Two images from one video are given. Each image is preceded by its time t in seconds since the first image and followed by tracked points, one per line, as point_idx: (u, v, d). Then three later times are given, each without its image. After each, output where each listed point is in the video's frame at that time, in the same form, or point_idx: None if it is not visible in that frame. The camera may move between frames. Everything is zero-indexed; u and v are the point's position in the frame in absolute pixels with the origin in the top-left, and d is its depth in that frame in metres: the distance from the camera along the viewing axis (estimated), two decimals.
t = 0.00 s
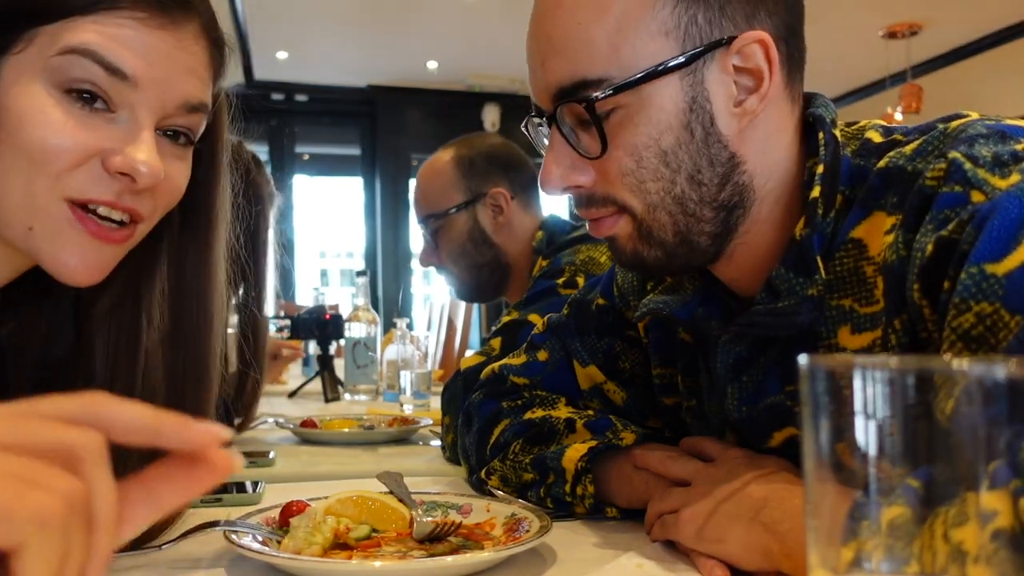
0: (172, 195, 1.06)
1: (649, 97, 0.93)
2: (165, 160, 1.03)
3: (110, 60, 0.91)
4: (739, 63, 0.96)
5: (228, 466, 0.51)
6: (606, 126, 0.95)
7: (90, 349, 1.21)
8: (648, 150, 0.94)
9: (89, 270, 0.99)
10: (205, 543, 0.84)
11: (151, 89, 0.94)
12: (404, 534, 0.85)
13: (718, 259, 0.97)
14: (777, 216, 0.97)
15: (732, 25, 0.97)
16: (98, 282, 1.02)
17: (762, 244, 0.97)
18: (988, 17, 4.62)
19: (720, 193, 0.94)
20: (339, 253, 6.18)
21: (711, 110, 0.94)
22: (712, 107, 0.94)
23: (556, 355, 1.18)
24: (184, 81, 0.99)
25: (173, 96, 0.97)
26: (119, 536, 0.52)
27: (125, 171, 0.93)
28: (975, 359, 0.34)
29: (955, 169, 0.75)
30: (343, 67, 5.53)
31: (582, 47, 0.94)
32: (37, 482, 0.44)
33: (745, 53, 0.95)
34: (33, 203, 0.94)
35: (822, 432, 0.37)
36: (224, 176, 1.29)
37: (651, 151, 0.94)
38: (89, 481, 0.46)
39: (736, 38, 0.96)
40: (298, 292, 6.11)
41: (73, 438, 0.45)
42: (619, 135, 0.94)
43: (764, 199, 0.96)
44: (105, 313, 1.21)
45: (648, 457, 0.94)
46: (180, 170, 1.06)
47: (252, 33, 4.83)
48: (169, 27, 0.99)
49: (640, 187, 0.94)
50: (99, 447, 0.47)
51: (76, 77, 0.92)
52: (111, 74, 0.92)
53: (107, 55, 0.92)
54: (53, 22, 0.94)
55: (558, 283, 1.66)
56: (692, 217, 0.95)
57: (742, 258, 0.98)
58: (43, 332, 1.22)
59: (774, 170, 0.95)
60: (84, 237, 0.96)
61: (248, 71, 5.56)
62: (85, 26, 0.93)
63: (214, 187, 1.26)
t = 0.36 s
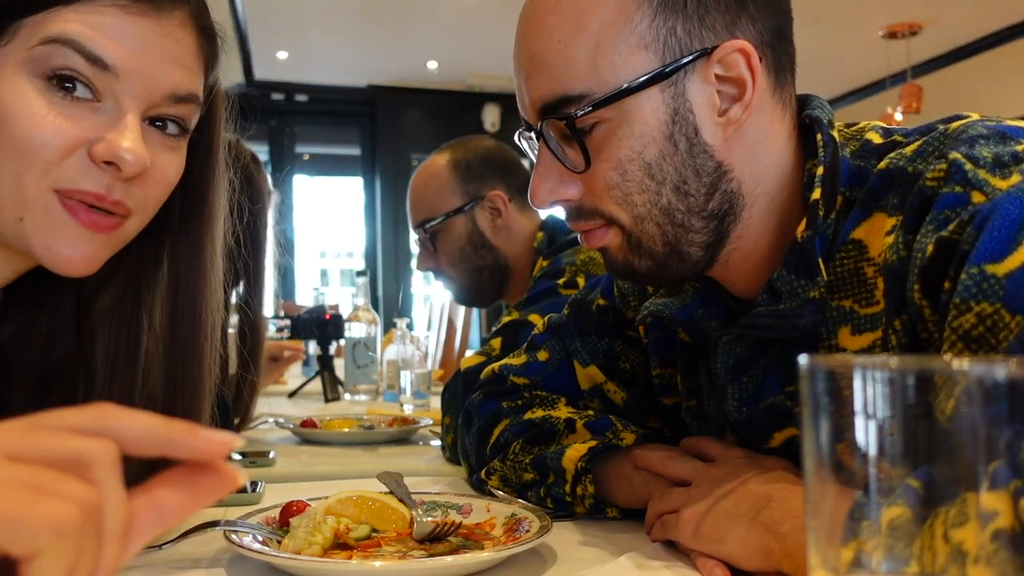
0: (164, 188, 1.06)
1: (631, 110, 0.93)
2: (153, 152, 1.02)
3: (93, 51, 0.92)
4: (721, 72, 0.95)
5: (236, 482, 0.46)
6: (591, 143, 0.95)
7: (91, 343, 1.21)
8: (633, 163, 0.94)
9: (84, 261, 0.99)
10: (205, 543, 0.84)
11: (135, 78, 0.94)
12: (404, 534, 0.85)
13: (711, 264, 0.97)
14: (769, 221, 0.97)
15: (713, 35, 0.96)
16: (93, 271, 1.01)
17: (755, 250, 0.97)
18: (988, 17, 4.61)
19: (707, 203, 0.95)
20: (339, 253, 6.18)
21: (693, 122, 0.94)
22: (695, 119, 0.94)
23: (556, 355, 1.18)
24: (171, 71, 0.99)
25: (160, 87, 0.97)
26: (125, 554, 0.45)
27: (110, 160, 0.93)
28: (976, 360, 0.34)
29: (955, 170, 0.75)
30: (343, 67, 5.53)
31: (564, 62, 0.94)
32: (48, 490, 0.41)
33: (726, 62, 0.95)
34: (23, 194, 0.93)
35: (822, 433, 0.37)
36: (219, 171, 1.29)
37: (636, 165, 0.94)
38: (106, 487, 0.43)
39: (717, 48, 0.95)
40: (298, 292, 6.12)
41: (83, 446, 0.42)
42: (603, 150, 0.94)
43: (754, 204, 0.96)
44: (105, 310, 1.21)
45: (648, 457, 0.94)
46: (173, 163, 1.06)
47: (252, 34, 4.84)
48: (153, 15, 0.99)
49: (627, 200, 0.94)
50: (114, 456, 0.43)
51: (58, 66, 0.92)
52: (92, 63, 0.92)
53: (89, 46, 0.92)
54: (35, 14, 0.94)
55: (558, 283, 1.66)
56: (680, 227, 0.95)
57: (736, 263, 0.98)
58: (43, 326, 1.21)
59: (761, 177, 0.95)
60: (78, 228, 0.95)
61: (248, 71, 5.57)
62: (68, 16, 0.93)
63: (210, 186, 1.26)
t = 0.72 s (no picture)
0: (160, 184, 1.05)
1: (617, 118, 0.94)
2: (147, 146, 1.00)
3: (84, 47, 0.91)
4: (707, 77, 0.95)
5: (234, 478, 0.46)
6: (578, 153, 0.96)
7: (89, 340, 1.20)
8: (624, 170, 0.94)
9: (75, 261, 0.98)
10: (204, 543, 0.84)
11: (128, 73, 0.94)
12: (405, 534, 0.86)
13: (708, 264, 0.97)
14: (766, 221, 0.96)
15: (698, 41, 0.96)
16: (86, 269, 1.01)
17: (753, 250, 0.97)
18: (987, 17, 4.61)
19: (699, 207, 0.95)
20: (339, 253, 6.18)
21: (679, 128, 0.94)
22: (681, 126, 0.94)
23: (556, 356, 1.18)
24: (165, 66, 0.98)
25: (155, 83, 0.97)
26: (125, 549, 0.45)
27: (103, 155, 0.93)
28: (976, 360, 0.34)
29: (955, 171, 0.76)
30: (343, 67, 5.53)
31: (551, 72, 0.95)
32: (52, 486, 0.42)
33: (713, 67, 0.95)
34: (17, 192, 0.94)
35: (822, 433, 0.37)
36: (217, 167, 1.29)
37: (623, 173, 0.94)
38: (106, 482, 0.43)
39: (702, 53, 0.95)
40: (298, 292, 6.12)
41: (83, 444, 0.42)
42: (591, 160, 0.95)
43: (749, 206, 0.96)
44: (104, 307, 1.20)
45: (649, 457, 0.94)
46: (170, 160, 1.05)
47: (252, 34, 4.84)
48: (147, 11, 0.97)
49: (619, 206, 0.95)
50: (116, 453, 0.43)
51: (50, 64, 0.91)
52: (84, 60, 0.91)
53: (81, 42, 0.91)
54: (24, 13, 0.93)
55: (558, 283, 1.66)
56: (673, 232, 0.95)
57: (735, 263, 0.98)
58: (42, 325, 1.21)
59: (755, 178, 0.95)
60: (67, 226, 0.96)
61: (247, 71, 5.57)
62: (58, 13, 0.92)
63: (207, 183, 1.26)
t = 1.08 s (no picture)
0: (162, 184, 1.06)
1: (615, 125, 0.94)
2: (148, 144, 1.00)
3: (85, 46, 0.91)
4: (704, 83, 0.95)
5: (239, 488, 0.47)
6: (578, 163, 0.97)
7: (89, 339, 1.20)
8: (624, 175, 0.94)
9: (82, 259, 0.98)
10: (205, 543, 0.84)
11: (129, 71, 0.94)
12: (405, 533, 0.86)
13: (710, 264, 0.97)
14: (767, 222, 0.96)
15: (693, 48, 0.96)
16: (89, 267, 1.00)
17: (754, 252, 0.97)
18: (987, 17, 4.61)
19: (698, 212, 0.95)
20: (339, 253, 6.18)
21: (678, 135, 0.94)
22: (679, 132, 0.94)
23: (556, 356, 1.18)
24: (165, 65, 0.98)
25: (155, 82, 0.97)
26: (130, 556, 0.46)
27: (105, 153, 0.93)
28: (976, 360, 0.34)
29: (955, 171, 0.76)
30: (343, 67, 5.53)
31: (549, 83, 0.95)
32: (59, 493, 0.42)
33: (710, 73, 0.95)
34: (19, 192, 0.93)
35: (822, 432, 0.37)
36: (217, 164, 1.28)
37: (622, 179, 0.94)
38: (111, 489, 0.43)
39: (698, 60, 0.95)
40: (298, 292, 6.12)
41: (88, 449, 0.42)
42: (591, 168, 0.95)
43: (750, 208, 0.96)
44: (104, 307, 1.20)
45: (648, 457, 0.94)
46: (171, 158, 1.05)
47: (253, 33, 4.84)
48: (147, 9, 0.97)
49: (619, 211, 0.95)
50: (122, 461, 0.43)
51: (52, 63, 0.92)
52: (85, 59, 0.92)
53: (82, 41, 0.92)
54: (26, 12, 0.92)
55: (558, 283, 1.66)
56: (674, 236, 0.95)
57: (736, 265, 0.98)
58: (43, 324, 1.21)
59: (755, 182, 0.95)
60: (73, 222, 0.96)
61: (248, 71, 5.56)
62: (59, 12, 0.92)
63: (207, 182, 1.26)
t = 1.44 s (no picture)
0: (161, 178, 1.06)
1: (637, 101, 0.93)
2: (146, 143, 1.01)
3: (83, 40, 0.91)
4: (726, 67, 0.95)
5: (240, 503, 0.47)
6: (596, 139, 0.95)
7: (86, 335, 1.20)
8: (644, 151, 0.93)
9: (78, 254, 0.98)
10: (205, 543, 0.84)
11: (128, 65, 0.93)
12: (405, 534, 0.86)
13: (713, 259, 0.97)
14: (768, 218, 0.97)
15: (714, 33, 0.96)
16: (84, 262, 1.00)
17: (754, 249, 0.97)
18: (988, 17, 4.61)
19: (714, 194, 0.94)
20: (339, 253, 6.18)
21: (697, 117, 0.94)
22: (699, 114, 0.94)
23: (556, 356, 1.18)
24: (163, 58, 0.98)
25: (154, 77, 0.96)
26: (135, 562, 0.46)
27: (105, 149, 0.93)
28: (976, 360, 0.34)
29: (951, 172, 0.76)
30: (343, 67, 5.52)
31: (570, 58, 0.94)
32: (58, 495, 0.41)
33: (731, 58, 0.95)
34: (21, 189, 0.93)
35: (822, 432, 0.37)
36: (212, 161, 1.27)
37: (641, 158, 0.93)
38: (120, 492, 0.43)
39: (721, 44, 0.95)
40: (298, 292, 6.12)
41: (93, 453, 0.42)
42: (610, 145, 0.94)
43: (756, 200, 0.96)
44: (100, 304, 1.21)
45: (648, 457, 0.94)
46: (166, 154, 1.05)
47: (253, 33, 4.83)
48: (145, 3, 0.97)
49: (639, 188, 0.94)
50: (130, 466, 0.43)
51: (50, 58, 0.90)
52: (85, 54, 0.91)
53: (80, 35, 0.91)
54: (25, 8, 0.91)
55: (557, 283, 1.66)
56: (687, 221, 0.94)
57: (736, 260, 0.98)
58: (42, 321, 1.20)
59: (763, 172, 0.96)
60: (69, 221, 0.96)
61: (248, 71, 5.55)
62: (57, 6, 0.91)
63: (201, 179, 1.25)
